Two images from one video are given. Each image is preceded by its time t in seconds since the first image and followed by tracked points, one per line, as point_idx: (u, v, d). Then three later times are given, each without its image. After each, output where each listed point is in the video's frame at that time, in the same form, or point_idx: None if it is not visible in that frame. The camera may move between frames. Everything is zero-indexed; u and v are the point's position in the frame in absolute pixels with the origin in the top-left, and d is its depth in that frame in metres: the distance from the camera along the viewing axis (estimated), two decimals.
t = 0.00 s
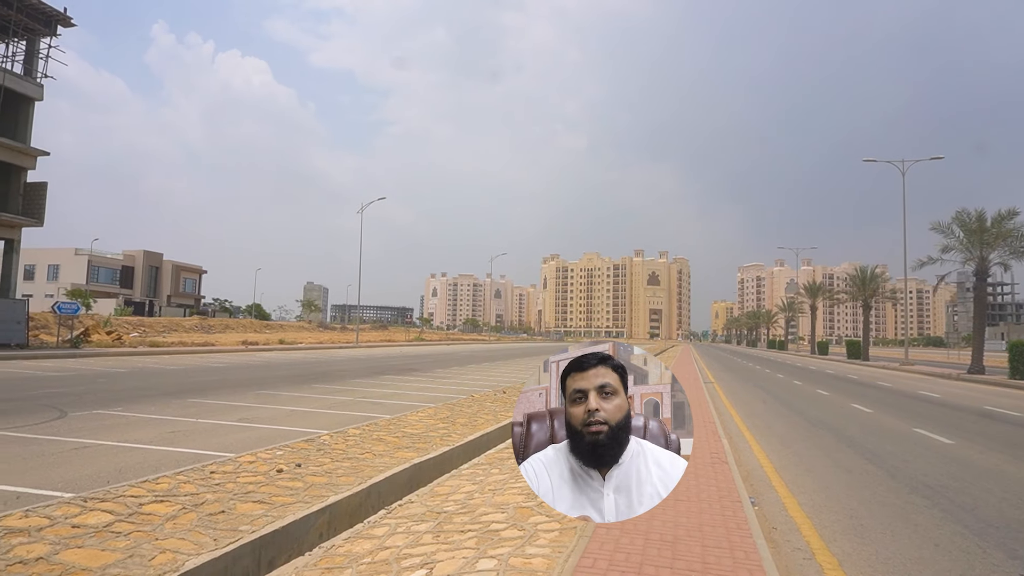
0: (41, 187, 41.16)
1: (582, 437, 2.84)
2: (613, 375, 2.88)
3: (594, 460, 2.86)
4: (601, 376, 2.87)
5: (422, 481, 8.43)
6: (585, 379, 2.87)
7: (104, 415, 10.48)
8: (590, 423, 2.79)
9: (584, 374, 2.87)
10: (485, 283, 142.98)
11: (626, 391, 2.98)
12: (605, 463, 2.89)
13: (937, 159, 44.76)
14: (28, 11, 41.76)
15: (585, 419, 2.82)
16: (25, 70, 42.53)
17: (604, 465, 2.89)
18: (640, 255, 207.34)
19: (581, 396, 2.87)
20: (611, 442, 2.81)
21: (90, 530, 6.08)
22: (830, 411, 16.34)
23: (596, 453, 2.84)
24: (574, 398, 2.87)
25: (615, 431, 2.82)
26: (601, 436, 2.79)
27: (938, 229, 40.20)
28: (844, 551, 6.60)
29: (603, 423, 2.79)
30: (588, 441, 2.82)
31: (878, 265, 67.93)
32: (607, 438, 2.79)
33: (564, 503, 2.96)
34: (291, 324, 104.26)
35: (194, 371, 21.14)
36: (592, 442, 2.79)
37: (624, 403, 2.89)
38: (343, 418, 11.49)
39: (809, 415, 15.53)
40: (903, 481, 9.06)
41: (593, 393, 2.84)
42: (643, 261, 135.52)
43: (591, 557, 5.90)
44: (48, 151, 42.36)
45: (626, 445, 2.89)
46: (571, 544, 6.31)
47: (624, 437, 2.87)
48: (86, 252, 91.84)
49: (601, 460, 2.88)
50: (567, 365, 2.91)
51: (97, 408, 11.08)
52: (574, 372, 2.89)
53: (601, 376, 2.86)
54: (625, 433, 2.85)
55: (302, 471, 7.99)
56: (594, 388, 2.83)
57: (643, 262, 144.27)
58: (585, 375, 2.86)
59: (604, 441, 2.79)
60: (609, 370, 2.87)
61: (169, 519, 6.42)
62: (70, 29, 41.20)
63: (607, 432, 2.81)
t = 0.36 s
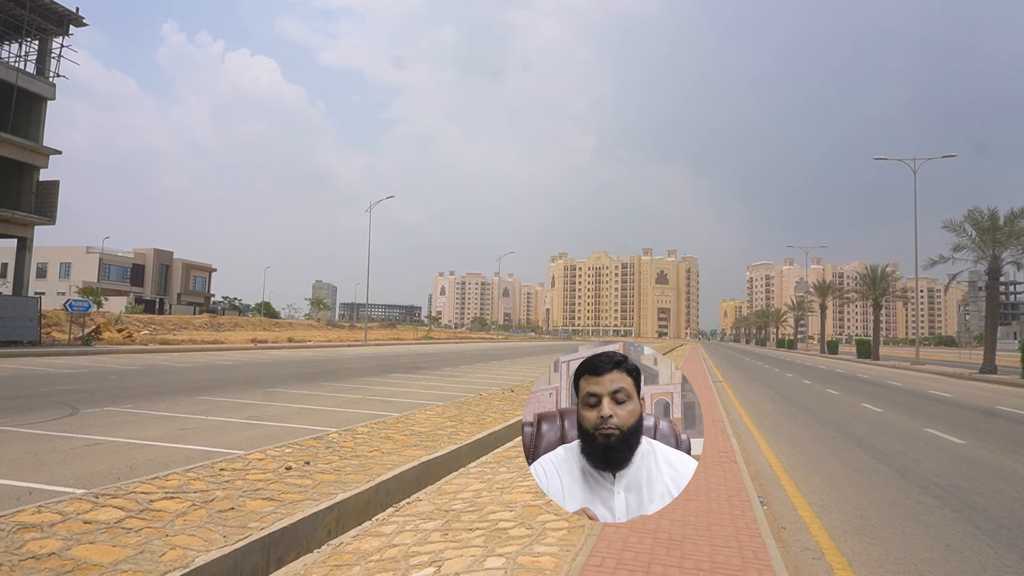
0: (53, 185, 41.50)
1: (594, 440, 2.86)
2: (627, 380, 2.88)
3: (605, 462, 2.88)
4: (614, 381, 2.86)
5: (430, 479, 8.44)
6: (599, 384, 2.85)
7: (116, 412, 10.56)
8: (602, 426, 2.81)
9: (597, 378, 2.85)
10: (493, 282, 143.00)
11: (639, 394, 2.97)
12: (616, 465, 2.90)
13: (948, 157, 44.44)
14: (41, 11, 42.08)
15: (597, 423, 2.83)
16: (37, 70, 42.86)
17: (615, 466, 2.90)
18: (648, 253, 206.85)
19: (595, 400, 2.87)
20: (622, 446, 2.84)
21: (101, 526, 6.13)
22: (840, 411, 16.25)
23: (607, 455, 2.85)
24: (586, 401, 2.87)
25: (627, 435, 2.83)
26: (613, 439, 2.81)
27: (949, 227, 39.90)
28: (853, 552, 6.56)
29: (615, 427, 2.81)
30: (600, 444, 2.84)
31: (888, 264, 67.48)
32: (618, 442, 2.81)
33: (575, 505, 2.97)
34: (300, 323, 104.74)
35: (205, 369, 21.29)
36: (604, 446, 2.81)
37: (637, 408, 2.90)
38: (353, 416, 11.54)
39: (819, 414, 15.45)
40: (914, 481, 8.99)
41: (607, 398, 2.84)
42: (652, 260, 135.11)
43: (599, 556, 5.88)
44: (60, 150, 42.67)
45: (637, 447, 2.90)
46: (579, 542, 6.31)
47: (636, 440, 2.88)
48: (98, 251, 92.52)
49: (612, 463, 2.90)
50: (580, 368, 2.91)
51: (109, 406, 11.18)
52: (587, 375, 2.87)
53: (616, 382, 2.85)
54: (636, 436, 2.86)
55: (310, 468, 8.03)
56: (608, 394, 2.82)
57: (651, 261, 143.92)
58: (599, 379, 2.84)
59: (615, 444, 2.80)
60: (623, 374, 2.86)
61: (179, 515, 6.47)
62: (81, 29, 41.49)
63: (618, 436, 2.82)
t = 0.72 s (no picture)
0: (59, 188, 41.66)
1: (609, 445, 2.86)
2: (646, 387, 2.88)
3: (619, 466, 2.88)
4: (635, 389, 2.86)
5: (434, 479, 8.46)
6: (618, 390, 2.85)
7: (121, 414, 10.59)
8: (617, 433, 2.81)
9: (616, 384, 2.86)
10: (497, 283, 143.06)
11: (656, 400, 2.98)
12: (630, 470, 2.90)
13: (954, 156, 44.33)
14: (46, 14, 42.24)
15: (612, 429, 2.84)
16: (43, 73, 43.05)
17: (628, 470, 2.91)
18: (652, 253, 206.61)
19: (612, 405, 2.87)
20: (636, 453, 2.85)
21: (108, 527, 6.15)
22: (845, 411, 16.23)
23: (621, 460, 2.87)
24: (604, 405, 2.87)
25: (641, 443, 2.84)
26: (628, 446, 2.82)
27: (955, 227, 39.78)
28: (859, 551, 6.54)
29: (630, 435, 2.81)
30: (614, 450, 2.85)
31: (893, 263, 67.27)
32: (632, 450, 2.82)
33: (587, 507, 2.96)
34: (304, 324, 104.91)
35: (209, 371, 21.34)
36: (619, 452, 2.83)
37: (653, 415, 2.90)
38: (357, 417, 11.54)
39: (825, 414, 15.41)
40: (919, 481, 8.97)
41: (625, 405, 2.84)
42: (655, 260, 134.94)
43: (604, 557, 5.88)
44: (65, 153, 42.79)
45: (651, 450, 2.91)
46: (584, 543, 6.30)
47: (649, 446, 2.89)
48: (103, 253, 92.86)
49: (624, 466, 2.90)
50: (598, 370, 2.91)
51: (114, 407, 11.21)
52: (605, 381, 2.87)
53: (636, 390, 2.85)
54: (650, 443, 2.88)
55: (315, 470, 8.03)
56: (627, 401, 2.82)
57: (655, 261, 143.77)
58: (618, 386, 2.84)
59: (630, 451, 2.81)
60: (643, 382, 2.86)
61: (184, 517, 6.48)
62: (86, 32, 41.63)
63: (633, 443, 2.83)
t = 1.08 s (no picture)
0: (66, 195, 41.87)
1: (622, 443, 2.86)
2: (661, 386, 2.87)
3: (631, 463, 2.88)
4: (650, 387, 2.85)
5: (444, 481, 8.47)
6: (634, 388, 2.84)
7: (130, 418, 10.63)
8: (632, 431, 2.80)
9: (632, 382, 2.85)
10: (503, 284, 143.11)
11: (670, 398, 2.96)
12: (643, 468, 2.90)
13: (961, 150, 44.13)
14: (51, 22, 42.45)
15: (627, 427, 2.83)
16: (49, 81, 43.25)
17: (641, 469, 2.91)
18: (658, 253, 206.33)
19: (628, 403, 2.86)
20: (649, 451, 2.84)
21: (118, 532, 6.17)
22: (854, 407, 16.16)
23: (634, 458, 2.86)
24: (619, 404, 2.86)
25: (655, 441, 2.83)
26: (641, 443, 2.81)
27: (962, 221, 39.60)
28: (870, 549, 6.51)
29: (645, 432, 2.81)
30: (628, 447, 2.84)
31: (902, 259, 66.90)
32: (646, 447, 2.81)
33: (598, 505, 2.96)
34: (311, 327, 105.12)
35: (218, 375, 21.41)
36: (632, 450, 2.81)
37: (668, 414, 2.88)
38: (364, 420, 11.55)
39: (834, 412, 15.35)
40: (930, 477, 8.92)
41: (641, 404, 2.83)
42: (662, 259, 134.61)
43: (614, 557, 5.87)
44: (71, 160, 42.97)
45: (664, 451, 2.89)
46: (593, 543, 6.30)
47: (663, 444, 2.87)
48: (111, 258, 93.27)
49: (637, 465, 2.90)
50: (613, 370, 2.89)
51: (124, 411, 11.26)
52: (622, 378, 2.85)
53: (651, 388, 2.84)
54: (664, 441, 2.86)
55: (324, 472, 8.05)
56: (643, 399, 2.81)
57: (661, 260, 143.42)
58: (635, 384, 2.83)
59: (643, 449, 2.80)
60: (660, 381, 2.84)
61: (195, 520, 6.50)
62: (91, 39, 41.78)
63: (647, 440, 2.82)
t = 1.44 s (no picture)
0: (81, 202, 42.32)
1: (629, 432, 2.83)
2: (662, 372, 2.88)
3: (641, 454, 2.84)
4: (650, 372, 2.87)
5: (458, 482, 8.47)
6: (635, 374, 2.86)
7: (146, 422, 10.71)
8: (638, 417, 2.79)
9: (633, 369, 2.87)
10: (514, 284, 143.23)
11: (673, 388, 2.97)
12: (652, 457, 2.87)
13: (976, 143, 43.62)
14: (64, 31, 42.84)
15: (633, 414, 2.82)
16: (63, 89, 43.67)
17: (650, 461, 2.88)
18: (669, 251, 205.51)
19: (631, 391, 2.86)
20: (658, 439, 2.80)
21: (137, 535, 6.23)
22: (871, 404, 16.03)
23: (643, 447, 2.82)
24: (622, 392, 2.87)
25: (663, 427, 2.81)
26: (649, 430, 2.78)
27: (978, 215, 39.17)
28: (889, 547, 6.45)
29: (650, 418, 2.79)
30: (635, 436, 2.81)
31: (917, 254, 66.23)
32: (654, 433, 2.79)
33: (608, 501, 2.95)
34: (324, 329, 105.62)
35: (235, 378, 21.53)
36: (640, 437, 2.79)
37: (672, 401, 2.88)
38: (378, 421, 11.58)
39: (851, 409, 15.22)
40: (949, 474, 8.84)
41: (643, 388, 2.84)
42: (674, 256, 134.06)
43: (630, 556, 5.86)
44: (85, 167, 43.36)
45: (671, 442, 2.87)
46: (609, 543, 6.28)
47: (671, 433, 2.85)
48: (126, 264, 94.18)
49: (644, 457, 2.88)
50: (615, 360, 2.91)
51: (140, 416, 11.35)
52: (623, 368, 2.88)
53: (652, 372, 2.86)
54: (672, 429, 2.84)
55: (339, 474, 8.07)
56: (645, 383, 2.82)
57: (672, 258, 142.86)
58: (634, 370, 2.86)
59: (651, 435, 2.78)
60: (659, 366, 2.88)
61: (212, 523, 6.55)
62: (103, 47, 42.12)
63: (655, 427, 2.80)
